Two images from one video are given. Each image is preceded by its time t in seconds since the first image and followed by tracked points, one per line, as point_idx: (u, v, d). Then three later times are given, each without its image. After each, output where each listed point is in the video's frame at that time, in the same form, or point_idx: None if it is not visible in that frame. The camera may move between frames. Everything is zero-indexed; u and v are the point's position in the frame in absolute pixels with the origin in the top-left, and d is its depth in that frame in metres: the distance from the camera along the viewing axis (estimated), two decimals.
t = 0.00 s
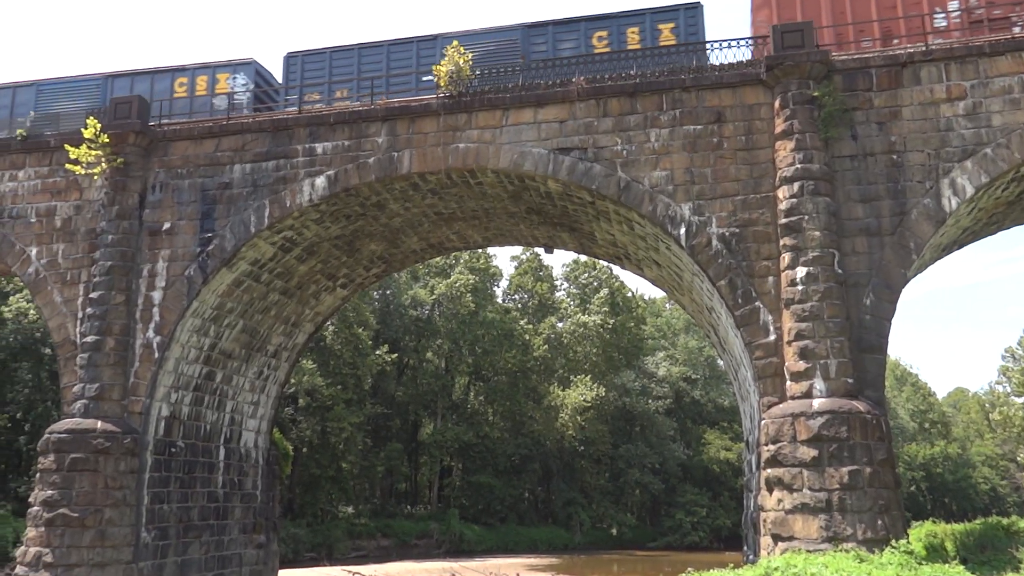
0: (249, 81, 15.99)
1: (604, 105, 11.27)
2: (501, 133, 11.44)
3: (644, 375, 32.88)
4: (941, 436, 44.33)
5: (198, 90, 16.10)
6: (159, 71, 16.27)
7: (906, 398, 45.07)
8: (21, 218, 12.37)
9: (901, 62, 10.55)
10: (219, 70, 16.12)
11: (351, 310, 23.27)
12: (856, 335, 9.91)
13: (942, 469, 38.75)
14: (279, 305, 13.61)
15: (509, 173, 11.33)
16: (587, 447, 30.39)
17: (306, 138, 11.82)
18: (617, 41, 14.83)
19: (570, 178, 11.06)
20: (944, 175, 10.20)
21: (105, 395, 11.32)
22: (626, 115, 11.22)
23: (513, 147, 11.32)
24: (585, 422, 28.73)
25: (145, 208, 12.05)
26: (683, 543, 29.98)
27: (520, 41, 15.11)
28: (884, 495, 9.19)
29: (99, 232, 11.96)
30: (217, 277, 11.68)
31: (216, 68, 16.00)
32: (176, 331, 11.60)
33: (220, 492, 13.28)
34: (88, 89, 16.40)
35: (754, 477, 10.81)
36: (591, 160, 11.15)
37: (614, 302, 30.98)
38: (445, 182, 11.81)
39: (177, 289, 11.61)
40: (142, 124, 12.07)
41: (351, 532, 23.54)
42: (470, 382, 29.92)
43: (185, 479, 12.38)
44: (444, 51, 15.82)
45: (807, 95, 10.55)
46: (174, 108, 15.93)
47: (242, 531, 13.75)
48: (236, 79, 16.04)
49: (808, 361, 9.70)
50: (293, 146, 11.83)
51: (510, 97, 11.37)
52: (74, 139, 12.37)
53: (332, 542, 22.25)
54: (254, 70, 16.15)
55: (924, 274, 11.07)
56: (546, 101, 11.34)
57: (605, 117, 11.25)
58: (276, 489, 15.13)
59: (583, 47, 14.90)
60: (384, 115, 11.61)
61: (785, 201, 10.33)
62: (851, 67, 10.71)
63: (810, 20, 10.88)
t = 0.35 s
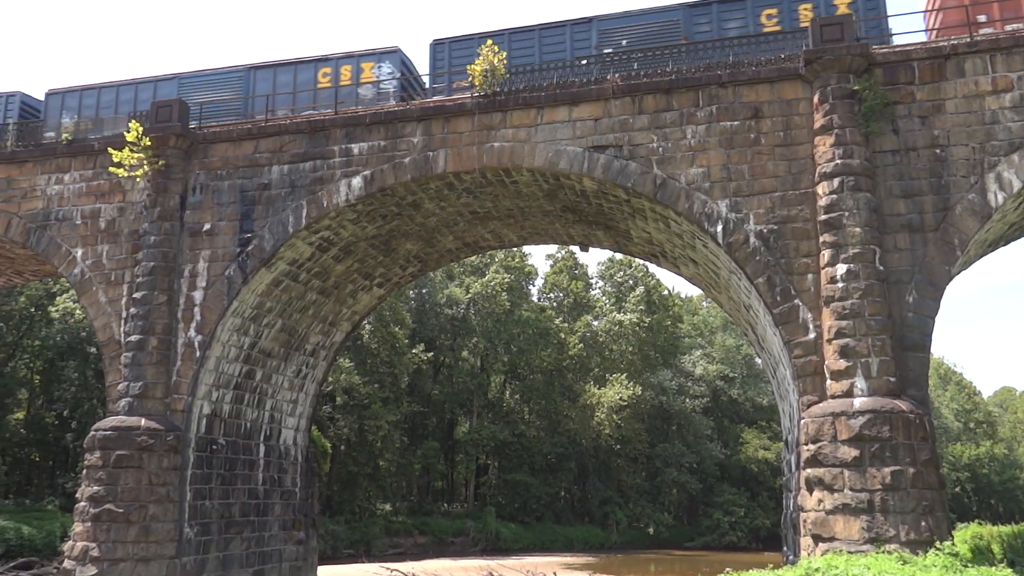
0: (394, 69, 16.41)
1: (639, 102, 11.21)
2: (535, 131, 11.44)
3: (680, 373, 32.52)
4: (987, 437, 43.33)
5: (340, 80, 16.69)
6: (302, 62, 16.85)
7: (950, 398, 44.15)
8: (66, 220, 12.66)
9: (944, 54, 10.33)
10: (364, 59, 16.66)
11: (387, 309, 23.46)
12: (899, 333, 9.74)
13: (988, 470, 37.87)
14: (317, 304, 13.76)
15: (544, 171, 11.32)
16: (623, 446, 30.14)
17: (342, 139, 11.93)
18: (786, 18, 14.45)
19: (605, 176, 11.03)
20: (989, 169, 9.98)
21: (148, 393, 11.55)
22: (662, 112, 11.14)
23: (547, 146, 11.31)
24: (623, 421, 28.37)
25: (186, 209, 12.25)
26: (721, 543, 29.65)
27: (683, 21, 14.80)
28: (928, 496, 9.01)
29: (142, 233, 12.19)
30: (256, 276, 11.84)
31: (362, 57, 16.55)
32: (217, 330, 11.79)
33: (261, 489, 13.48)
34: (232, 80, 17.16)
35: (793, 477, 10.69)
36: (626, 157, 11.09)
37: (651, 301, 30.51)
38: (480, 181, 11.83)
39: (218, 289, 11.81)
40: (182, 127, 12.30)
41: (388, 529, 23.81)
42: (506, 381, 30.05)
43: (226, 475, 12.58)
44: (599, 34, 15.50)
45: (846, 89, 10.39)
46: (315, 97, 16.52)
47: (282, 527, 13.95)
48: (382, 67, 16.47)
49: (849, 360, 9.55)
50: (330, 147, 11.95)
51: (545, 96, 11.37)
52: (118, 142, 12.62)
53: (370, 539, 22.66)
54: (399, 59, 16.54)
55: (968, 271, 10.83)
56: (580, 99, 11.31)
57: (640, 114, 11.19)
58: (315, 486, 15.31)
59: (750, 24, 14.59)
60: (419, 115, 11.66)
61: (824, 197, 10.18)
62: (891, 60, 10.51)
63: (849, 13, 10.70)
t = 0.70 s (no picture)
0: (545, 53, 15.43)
1: (675, 99, 11.13)
2: (570, 129, 11.41)
3: (717, 373, 32.40)
4: None
5: (486, 64, 15.79)
6: (444, 48, 16.27)
7: (996, 397, 43.19)
8: (111, 221, 12.94)
9: (990, 45, 10.10)
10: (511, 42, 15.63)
11: (423, 307, 23.62)
12: (942, 331, 9.55)
13: None
14: (354, 303, 13.92)
15: (579, 169, 11.30)
16: (660, 446, 29.84)
17: (378, 139, 12.02)
18: None
19: (641, 174, 10.96)
20: None
21: (190, 390, 11.76)
22: (698, 109, 11.05)
23: (582, 143, 11.28)
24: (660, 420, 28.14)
25: (226, 210, 12.44)
26: (760, 543, 29.33)
27: None
28: (974, 498, 8.82)
29: (184, 234, 12.42)
30: (294, 276, 11.99)
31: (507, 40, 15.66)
32: (256, 329, 11.97)
33: (299, 485, 13.65)
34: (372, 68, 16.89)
35: (833, 478, 10.54)
36: (662, 155, 11.02)
37: (687, 299, 30.53)
38: (515, 179, 11.85)
39: (257, 288, 11.98)
40: (222, 129, 12.50)
41: (426, 527, 24.35)
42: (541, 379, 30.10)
43: (265, 472, 12.76)
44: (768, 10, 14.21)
45: (888, 83, 10.20)
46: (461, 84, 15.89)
47: (320, 524, 14.12)
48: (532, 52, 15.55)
49: (891, 359, 9.39)
50: (366, 147, 12.05)
51: (580, 94, 11.34)
52: (160, 144, 12.88)
53: (407, 536, 22.86)
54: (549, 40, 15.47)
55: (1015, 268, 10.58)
56: (616, 96, 11.27)
57: (676, 111, 11.11)
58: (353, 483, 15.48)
59: None
60: (453, 115, 11.71)
61: (865, 193, 10.01)
62: (934, 52, 10.30)
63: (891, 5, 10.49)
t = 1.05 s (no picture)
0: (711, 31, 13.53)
1: (713, 96, 11.04)
2: (607, 128, 11.37)
3: (755, 372, 31.55)
4: None
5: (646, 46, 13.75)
6: (598, 27, 14.12)
7: None
8: (155, 222, 13.20)
9: None
10: (669, 22, 13.81)
11: (460, 307, 23.72)
12: (990, 330, 9.34)
13: None
14: (392, 303, 14.03)
15: (616, 168, 11.26)
16: (698, 445, 29.85)
17: (415, 140, 12.10)
18: None
19: (679, 172, 10.88)
20: None
21: (232, 389, 11.94)
22: (737, 106, 10.94)
23: (620, 142, 11.24)
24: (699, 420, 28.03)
25: (266, 210, 12.63)
26: (802, 546, 28.79)
27: None
28: None
29: (225, 234, 12.60)
30: (333, 276, 12.13)
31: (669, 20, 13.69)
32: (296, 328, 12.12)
33: (339, 483, 13.80)
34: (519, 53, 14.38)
35: (877, 479, 10.36)
36: (701, 152, 10.92)
37: (725, 298, 30.76)
38: (551, 178, 11.85)
39: (297, 288, 12.13)
40: (262, 130, 12.69)
41: (463, 525, 24.52)
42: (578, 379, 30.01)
43: (305, 469, 12.92)
44: None
45: (933, 77, 9.99)
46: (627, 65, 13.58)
47: (359, 521, 14.26)
48: (692, 30, 13.65)
49: (937, 359, 9.20)
50: (403, 148, 12.14)
51: (617, 92, 11.30)
52: (202, 146, 13.10)
53: (445, 534, 23.03)
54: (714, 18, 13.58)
55: None
56: (653, 94, 11.20)
57: (714, 108, 11.01)
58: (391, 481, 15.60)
59: None
60: (490, 114, 11.74)
61: (909, 190, 9.83)
62: (981, 45, 10.08)
63: None
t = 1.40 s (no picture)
0: None
1: (750, 91, 10.91)
2: (643, 125, 11.31)
3: (796, 370, 31.27)
4: None
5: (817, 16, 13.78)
6: None
7: None
8: (196, 224, 13.43)
9: None
10: None
11: (495, 306, 23.81)
12: None
13: None
14: (429, 302, 14.12)
15: (652, 165, 11.19)
16: (737, 444, 29.59)
17: (450, 140, 12.15)
18: None
19: (715, 168, 10.78)
20: None
21: (272, 388, 12.08)
22: (775, 100, 10.80)
23: (656, 139, 11.17)
24: (737, 417, 27.94)
25: (304, 211, 12.78)
26: (844, 547, 28.30)
27: None
28: None
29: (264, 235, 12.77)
30: (371, 276, 12.24)
31: None
32: (334, 327, 12.25)
33: (377, 481, 13.92)
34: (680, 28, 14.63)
35: (921, 479, 10.15)
36: (738, 148, 10.81)
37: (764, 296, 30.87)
38: (587, 177, 11.83)
39: (334, 288, 12.25)
40: (299, 133, 12.84)
41: (500, 523, 24.61)
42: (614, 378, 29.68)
43: (344, 467, 13.05)
44: None
45: (978, 68, 9.76)
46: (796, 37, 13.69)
47: (397, 519, 14.37)
48: None
49: (984, 356, 8.99)
50: (438, 148, 12.20)
51: (652, 88, 11.23)
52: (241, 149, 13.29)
53: (483, 533, 23.17)
54: None
55: None
56: (689, 89, 11.11)
57: (752, 103, 10.88)
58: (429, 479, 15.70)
59: None
60: (525, 113, 11.75)
61: (953, 183, 9.62)
62: None
63: None
